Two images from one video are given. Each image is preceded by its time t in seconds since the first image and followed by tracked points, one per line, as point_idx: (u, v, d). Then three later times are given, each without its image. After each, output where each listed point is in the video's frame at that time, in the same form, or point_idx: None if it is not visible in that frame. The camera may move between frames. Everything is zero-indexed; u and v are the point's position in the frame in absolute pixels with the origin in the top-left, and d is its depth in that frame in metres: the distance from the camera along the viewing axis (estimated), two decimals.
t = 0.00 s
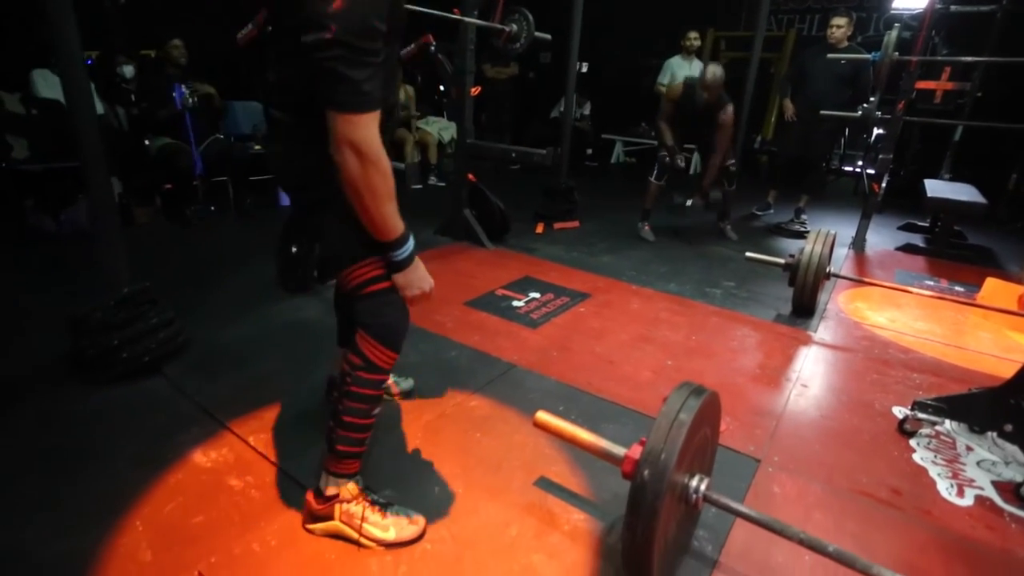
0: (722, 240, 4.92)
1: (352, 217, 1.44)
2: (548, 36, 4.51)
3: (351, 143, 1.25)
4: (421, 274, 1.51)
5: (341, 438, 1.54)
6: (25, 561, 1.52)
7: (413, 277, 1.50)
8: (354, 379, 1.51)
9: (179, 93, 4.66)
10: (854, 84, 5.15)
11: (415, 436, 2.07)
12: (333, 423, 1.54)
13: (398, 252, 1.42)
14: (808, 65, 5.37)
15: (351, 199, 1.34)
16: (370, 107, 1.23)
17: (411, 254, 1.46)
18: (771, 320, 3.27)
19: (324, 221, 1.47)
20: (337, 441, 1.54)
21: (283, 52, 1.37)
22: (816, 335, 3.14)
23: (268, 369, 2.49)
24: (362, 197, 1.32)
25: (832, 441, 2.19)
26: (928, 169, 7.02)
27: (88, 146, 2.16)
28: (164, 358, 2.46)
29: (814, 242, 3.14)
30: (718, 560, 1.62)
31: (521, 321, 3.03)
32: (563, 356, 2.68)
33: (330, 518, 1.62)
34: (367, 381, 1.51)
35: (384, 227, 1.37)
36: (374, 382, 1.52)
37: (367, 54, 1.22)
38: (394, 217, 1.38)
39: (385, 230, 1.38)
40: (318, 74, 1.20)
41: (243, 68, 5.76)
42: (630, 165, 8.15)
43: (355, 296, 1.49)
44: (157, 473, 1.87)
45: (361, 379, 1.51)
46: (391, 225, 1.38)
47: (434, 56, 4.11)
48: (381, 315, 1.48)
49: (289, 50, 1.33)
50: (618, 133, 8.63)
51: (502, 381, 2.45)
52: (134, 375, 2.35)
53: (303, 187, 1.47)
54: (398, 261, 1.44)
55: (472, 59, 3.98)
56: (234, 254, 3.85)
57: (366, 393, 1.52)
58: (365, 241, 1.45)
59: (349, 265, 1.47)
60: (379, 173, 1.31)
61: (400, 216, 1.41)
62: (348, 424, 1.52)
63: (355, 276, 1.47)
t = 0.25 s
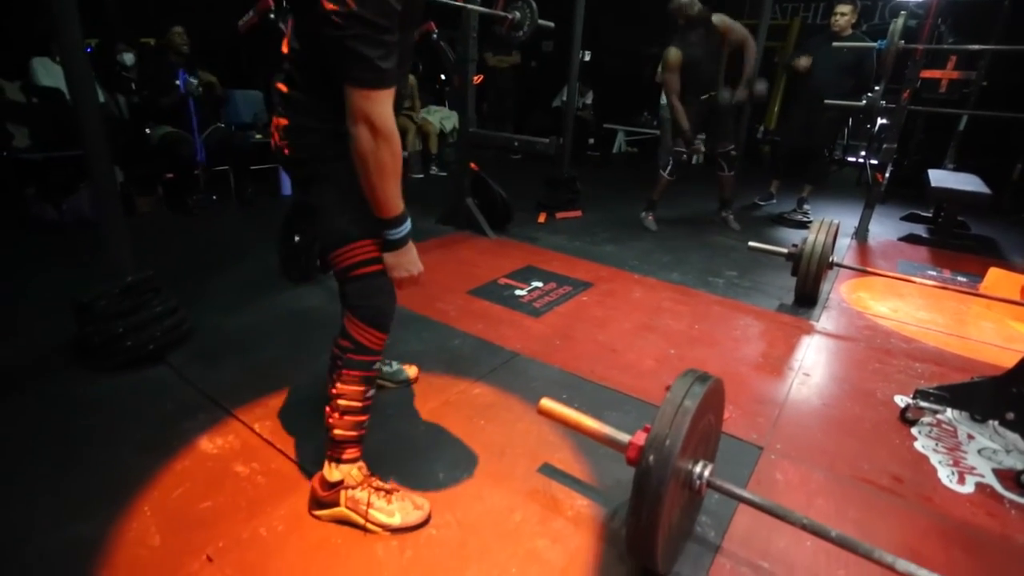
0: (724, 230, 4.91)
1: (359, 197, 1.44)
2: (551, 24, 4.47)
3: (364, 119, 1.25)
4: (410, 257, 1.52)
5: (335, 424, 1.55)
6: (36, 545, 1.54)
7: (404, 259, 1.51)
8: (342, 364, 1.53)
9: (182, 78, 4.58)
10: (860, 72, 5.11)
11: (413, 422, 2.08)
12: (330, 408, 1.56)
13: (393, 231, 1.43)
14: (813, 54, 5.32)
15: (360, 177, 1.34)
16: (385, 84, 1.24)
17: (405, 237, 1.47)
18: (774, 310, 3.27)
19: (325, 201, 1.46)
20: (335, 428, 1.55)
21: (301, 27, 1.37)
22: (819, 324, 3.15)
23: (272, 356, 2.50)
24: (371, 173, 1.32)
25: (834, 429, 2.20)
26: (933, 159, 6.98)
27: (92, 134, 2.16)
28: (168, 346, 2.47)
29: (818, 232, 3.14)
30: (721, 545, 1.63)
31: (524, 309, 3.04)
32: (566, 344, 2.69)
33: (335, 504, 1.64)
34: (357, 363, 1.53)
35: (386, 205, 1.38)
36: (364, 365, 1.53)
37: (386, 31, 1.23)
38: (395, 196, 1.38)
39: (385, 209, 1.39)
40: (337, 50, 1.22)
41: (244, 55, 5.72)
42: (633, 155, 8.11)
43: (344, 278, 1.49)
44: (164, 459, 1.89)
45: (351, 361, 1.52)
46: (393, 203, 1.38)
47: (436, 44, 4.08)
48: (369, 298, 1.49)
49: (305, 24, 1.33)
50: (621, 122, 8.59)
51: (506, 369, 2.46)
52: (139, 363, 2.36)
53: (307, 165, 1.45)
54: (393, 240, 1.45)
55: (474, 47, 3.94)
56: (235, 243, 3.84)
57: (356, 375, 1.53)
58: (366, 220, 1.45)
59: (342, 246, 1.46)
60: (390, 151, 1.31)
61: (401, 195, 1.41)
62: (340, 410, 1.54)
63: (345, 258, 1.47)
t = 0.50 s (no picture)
0: (726, 223, 4.90)
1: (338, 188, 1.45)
2: (552, 16, 4.44)
3: (333, 111, 1.26)
4: (397, 247, 1.52)
5: (336, 417, 1.56)
6: (43, 536, 1.55)
7: (390, 250, 1.51)
8: (338, 356, 1.54)
9: (182, 69, 4.59)
10: (863, 65, 5.08)
11: (417, 415, 2.09)
12: (329, 401, 1.57)
13: (375, 222, 1.43)
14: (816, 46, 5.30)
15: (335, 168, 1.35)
16: (352, 77, 1.24)
17: (388, 226, 1.47)
18: (775, 303, 3.28)
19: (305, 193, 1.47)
20: (336, 420, 1.56)
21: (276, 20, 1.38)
22: (820, 317, 3.15)
23: (275, 349, 2.51)
24: (344, 165, 1.32)
25: (836, 421, 2.21)
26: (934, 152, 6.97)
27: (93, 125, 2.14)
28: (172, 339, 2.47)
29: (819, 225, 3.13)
30: (724, 535, 1.64)
31: (526, 302, 3.05)
32: (569, 337, 2.70)
33: (340, 496, 1.64)
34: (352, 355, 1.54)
35: (363, 196, 1.38)
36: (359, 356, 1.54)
37: (356, 23, 1.22)
38: (374, 187, 1.38)
39: (364, 200, 1.39)
40: (305, 42, 1.22)
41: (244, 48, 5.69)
42: (634, 148, 8.09)
43: (334, 271, 1.51)
44: (170, 451, 1.90)
45: (345, 352, 1.54)
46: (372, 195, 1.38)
47: (437, 37, 4.06)
48: (359, 289, 1.49)
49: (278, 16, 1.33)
50: (622, 116, 8.56)
51: (508, 362, 2.47)
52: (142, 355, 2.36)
53: (286, 158, 1.47)
54: (374, 232, 1.45)
55: (476, 40, 3.91)
56: (238, 236, 3.84)
57: (351, 367, 1.54)
58: (347, 212, 1.46)
59: (327, 240, 1.48)
60: (360, 143, 1.31)
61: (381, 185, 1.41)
62: (338, 402, 1.55)
63: (335, 249, 1.48)
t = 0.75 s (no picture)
0: (727, 225, 4.91)
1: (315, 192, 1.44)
2: (555, 18, 4.45)
3: (302, 118, 1.25)
4: (390, 244, 1.52)
5: (338, 419, 1.57)
6: (47, 534, 1.56)
7: (382, 249, 1.51)
8: (339, 359, 1.54)
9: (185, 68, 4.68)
10: (864, 68, 5.09)
11: (419, 416, 2.09)
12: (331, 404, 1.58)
13: (362, 223, 1.42)
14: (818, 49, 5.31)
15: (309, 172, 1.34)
16: (324, 84, 1.23)
17: (375, 226, 1.46)
18: (777, 305, 3.28)
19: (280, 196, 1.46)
20: (339, 422, 1.58)
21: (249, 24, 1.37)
22: (821, 319, 3.16)
23: (276, 349, 2.51)
24: (316, 168, 1.31)
25: (837, 423, 2.22)
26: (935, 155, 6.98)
27: (95, 124, 2.14)
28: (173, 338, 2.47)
29: (821, 228, 3.14)
30: (726, 537, 1.65)
31: (528, 303, 3.05)
32: (571, 338, 2.70)
33: (343, 496, 1.65)
34: (354, 356, 1.55)
35: (341, 199, 1.37)
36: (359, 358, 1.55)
37: (329, 32, 1.22)
38: (354, 189, 1.38)
39: (345, 202, 1.38)
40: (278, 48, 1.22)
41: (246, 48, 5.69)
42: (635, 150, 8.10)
43: (329, 276, 1.50)
44: (173, 449, 1.90)
45: (347, 355, 1.54)
46: (350, 197, 1.37)
47: (439, 38, 4.07)
48: (356, 290, 1.49)
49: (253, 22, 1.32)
50: (623, 117, 8.57)
51: (510, 362, 2.47)
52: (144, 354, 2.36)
53: (262, 165, 1.47)
54: (361, 233, 1.44)
55: (478, 41, 3.92)
56: (240, 236, 3.85)
57: (352, 369, 1.54)
58: (329, 215, 1.45)
59: (317, 244, 1.48)
60: (331, 148, 1.30)
61: (359, 187, 1.40)
62: (341, 405, 1.56)
63: (326, 254, 1.47)
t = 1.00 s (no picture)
0: (723, 233, 4.94)
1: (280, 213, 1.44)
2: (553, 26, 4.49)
3: (261, 145, 1.26)
4: (365, 255, 1.49)
5: (331, 431, 1.57)
6: (43, 543, 1.55)
7: (357, 260, 1.48)
8: (326, 372, 1.54)
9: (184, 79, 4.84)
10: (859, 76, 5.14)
11: (416, 424, 2.09)
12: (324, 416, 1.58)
13: (329, 241, 1.41)
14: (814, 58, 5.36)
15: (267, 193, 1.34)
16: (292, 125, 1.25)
17: (345, 240, 1.45)
18: (774, 312, 3.30)
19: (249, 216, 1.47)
20: (331, 435, 1.57)
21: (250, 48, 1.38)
22: (818, 327, 3.17)
23: (274, 357, 2.50)
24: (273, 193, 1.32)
25: (834, 430, 2.22)
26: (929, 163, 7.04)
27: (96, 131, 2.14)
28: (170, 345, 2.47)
29: (818, 235, 3.15)
30: (725, 545, 1.65)
31: (526, 310, 3.05)
32: (569, 345, 2.71)
33: (341, 505, 1.64)
34: (339, 368, 1.54)
35: (304, 220, 1.36)
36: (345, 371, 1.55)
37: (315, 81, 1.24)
38: (317, 210, 1.37)
39: (306, 221, 1.36)
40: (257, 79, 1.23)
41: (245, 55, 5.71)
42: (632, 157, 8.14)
43: (303, 294, 1.49)
44: (170, 458, 1.89)
45: (333, 367, 1.54)
46: (310, 216, 1.36)
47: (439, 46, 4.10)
48: (334, 304, 1.48)
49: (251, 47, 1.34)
50: (620, 125, 8.62)
51: (508, 370, 2.47)
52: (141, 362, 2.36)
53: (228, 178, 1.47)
54: (331, 251, 1.42)
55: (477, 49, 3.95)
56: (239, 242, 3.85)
57: (341, 381, 1.55)
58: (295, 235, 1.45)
59: (286, 266, 1.48)
60: (290, 180, 1.30)
61: (323, 206, 1.39)
62: (332, 417, 1.56)
63: (295, 272, 1.47)
